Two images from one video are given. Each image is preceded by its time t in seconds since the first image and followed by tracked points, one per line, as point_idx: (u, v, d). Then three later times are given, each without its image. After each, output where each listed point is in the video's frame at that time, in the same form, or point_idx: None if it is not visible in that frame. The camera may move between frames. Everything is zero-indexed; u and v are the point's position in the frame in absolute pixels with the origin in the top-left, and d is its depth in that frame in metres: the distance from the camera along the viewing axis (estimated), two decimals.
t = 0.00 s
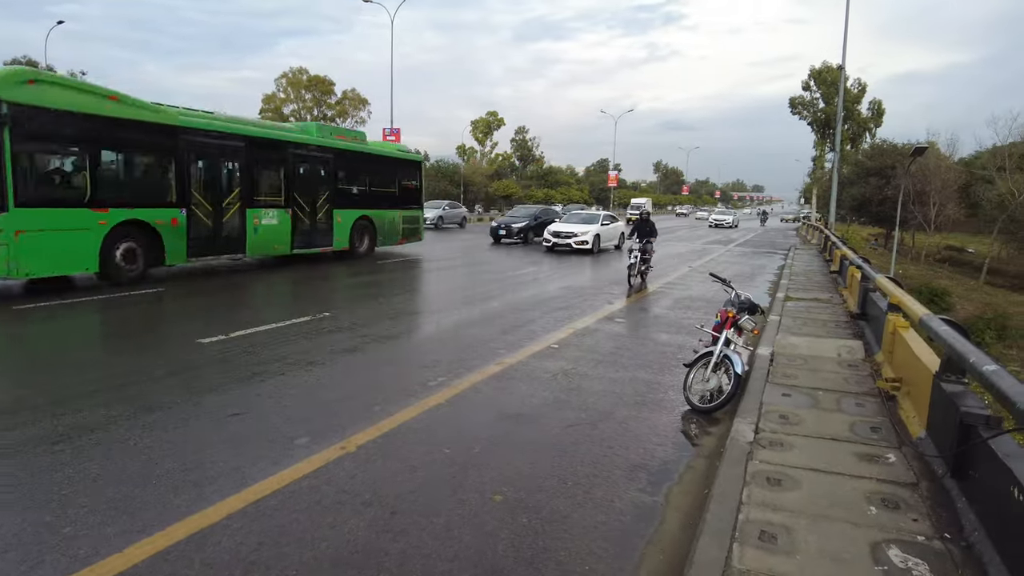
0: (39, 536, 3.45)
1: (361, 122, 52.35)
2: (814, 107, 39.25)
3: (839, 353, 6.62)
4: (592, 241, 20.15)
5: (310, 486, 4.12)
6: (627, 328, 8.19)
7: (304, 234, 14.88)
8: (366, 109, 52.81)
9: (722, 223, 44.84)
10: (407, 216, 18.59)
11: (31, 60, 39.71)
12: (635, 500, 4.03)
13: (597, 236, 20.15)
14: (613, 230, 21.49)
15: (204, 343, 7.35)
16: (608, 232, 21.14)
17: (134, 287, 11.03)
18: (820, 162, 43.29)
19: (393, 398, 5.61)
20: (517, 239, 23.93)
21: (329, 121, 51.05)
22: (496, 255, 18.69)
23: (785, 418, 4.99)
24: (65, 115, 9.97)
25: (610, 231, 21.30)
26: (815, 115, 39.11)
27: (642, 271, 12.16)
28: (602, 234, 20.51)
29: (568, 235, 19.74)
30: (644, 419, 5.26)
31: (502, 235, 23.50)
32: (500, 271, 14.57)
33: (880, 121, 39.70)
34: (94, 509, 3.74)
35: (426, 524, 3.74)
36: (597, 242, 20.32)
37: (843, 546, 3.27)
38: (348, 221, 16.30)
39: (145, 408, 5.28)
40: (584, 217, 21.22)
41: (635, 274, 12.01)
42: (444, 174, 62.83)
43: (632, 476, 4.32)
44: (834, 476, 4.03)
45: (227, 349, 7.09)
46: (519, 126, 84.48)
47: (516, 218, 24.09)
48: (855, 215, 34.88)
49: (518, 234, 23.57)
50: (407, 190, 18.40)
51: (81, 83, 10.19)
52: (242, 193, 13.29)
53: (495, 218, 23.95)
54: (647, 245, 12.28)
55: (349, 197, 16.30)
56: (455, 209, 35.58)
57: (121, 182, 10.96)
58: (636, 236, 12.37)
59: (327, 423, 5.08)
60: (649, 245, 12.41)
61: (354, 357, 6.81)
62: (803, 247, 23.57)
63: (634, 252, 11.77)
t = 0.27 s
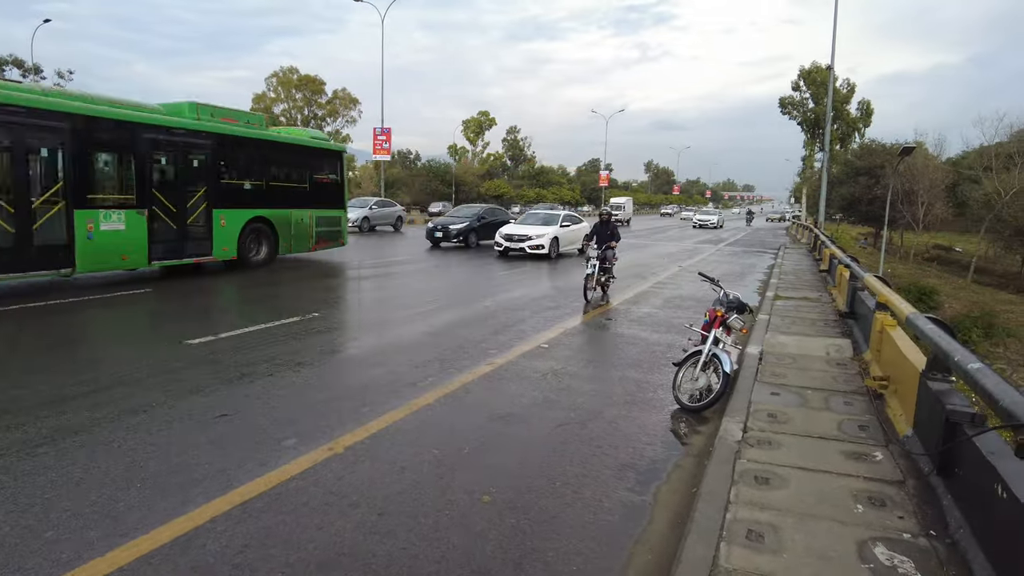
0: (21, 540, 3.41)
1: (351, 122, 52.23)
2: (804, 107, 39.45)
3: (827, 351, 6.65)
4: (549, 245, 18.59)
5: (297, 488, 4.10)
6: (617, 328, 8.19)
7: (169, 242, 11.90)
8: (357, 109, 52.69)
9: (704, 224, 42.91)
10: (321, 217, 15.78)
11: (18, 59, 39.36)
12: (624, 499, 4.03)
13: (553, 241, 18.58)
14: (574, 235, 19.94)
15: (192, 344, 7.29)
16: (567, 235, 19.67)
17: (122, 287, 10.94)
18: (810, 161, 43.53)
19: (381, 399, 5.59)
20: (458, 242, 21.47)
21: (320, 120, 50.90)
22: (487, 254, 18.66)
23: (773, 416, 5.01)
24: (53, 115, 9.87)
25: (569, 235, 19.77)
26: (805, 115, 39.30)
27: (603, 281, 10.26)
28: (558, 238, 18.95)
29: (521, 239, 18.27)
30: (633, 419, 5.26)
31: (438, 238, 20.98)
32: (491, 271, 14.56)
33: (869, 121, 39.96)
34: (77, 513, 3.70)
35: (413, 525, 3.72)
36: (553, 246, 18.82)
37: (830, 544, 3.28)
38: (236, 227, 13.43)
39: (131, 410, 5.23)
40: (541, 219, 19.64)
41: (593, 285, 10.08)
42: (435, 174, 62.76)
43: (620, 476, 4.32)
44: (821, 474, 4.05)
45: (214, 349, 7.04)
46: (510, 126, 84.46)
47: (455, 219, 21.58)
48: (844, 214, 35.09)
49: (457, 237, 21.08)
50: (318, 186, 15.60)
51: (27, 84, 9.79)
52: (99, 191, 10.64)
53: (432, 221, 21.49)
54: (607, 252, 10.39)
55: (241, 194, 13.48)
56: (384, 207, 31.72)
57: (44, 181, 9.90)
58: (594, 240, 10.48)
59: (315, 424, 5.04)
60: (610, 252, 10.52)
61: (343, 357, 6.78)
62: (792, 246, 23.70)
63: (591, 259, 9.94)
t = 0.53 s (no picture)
0: (4, 545, 3.38)
1: (343, 122, 52.10)
2: (795, 108, 39.61)
3: (817, 350, 6.67)
4: (496, 251, 15.90)
5: (284, 490, 4.08)
6: (608, 328, 8.19)
7: None
8: (349, 108, 52.55)
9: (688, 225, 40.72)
10: (200, 219, 12.41)
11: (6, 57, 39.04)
12: (613, 499, 4.03)
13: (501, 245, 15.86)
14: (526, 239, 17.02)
15: (181, 344, 7.24)
16: (519, 242, 16.80)
17: (110, 287, 10.86)
18: (801, 161, 43.72)
19: (371, 399, 5.57)
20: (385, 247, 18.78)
21: (311, 120, 50.75)
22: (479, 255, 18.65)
23: (763, 415, 5.02)
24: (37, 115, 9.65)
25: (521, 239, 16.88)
26: (795, 115, 39.47)
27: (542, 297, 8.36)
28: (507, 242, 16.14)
29: (462, 243, 15.54)
30: (622, 418, 5.27)
31: (358, 241, 18.22)
32: (483, 270, 14.56)
33: (859, 121, 40.16)
34: (62, 516, 3.66)
35: (401, 526, 3.71)
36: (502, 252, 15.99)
37: (817, 543, 3.28)
38: (65, 234, 10.16)
39: (118, 412, 5.18)
40: (489, 223, 16.85)
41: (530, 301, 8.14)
42: (427, 174, 62.70)
43: (610, 475, 4.33)
44: (809, 473, 4.06)
45: (203, 350, 6.99)
46: (502, 126, 84.39)
47: (379, 220, 18.75)
48: (835, 214, 35.26)
49: (380, 241, 18.29)
50: (202, 182, 12.45)
51: (12, 71, 9.43)
52: None
53: (355, 222, 18.72)
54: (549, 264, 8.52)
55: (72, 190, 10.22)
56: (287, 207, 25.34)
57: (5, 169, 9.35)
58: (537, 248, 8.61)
59: (304, 425, 5.03)
60: (557, 263, 8.67)
61: (334, 358, 6.75)
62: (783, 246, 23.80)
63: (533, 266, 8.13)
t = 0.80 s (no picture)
0: None
1: (335, 122, 52.03)
2: (786, 108, 39.81)
3: (807, 350, 6.70)
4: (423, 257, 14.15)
5: (273, 491, 4.06)
6: (599, 327, 8.21)
7: None
8: (341, 108, 52.43)
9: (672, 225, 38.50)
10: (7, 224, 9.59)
11: None
12: (602, 499, 4.03)
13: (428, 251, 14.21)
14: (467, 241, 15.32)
15: (170, 345, 7.20)
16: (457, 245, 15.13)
17: (99, 287, 10.79)
18: (792, 161, 43.95)
19: (361, 400, 5.56)
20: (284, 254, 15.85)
21: (303, 120, 50.63)
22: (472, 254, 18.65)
23: (752, 414, 5.04)
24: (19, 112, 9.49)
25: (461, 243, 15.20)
26: (786, 115, 39.66)
27: (448, 328, 6.44)
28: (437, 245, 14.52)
29: (385, 250, 13.81)
30: (612, 418, 5.27)
31: (249, 246, 15.42)
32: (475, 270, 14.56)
33: (850, 122, 40.40)
34: (47, 519, 3.63)
35: (390, 527, 3.70)
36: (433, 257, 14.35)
37: (804, 541, 3.30)
38: None
39: (106, 413, 5.15)
40: (420, 226, 14.95)
41: (428, 330, 6.18)
42: (420, 174, 62.65)
43: (600, 475, 4.33)
44: (798, 471, 4.07)
45: (192, 351, 6.95)
46: (495, 126, 84.30)
47: (277, 221, 15.91)
48: (826, 214, 35.46)
49: (274, 246, 15.47)
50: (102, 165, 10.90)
51: None
52: None
53: (250, 223, 15.92)
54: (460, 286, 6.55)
55: None
56: (146, 207, 20.04)
57: None
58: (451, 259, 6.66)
59: (295, 426, 5.01)
60: (473, 282, 6.69)
61: (324, 359, 6.73)
62: (774, 246, 23.90)
63: (434, 285, 6.21)
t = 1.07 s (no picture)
0: None
1: (327, 122, 51.95)
2: (777, 108, 40.00)
3: (797, 348, 6.74)
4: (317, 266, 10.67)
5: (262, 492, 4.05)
6: (590, 327, 8.22)
7: None
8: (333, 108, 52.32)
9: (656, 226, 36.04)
10: None
11: None
12: (591, 498, 4.04)
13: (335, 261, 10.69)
14: (397, 249, 12.11)
15: (160, 346, 7.17)
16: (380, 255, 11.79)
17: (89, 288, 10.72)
18: (783, 161, 44.15)
19: (352, 401, 5.55)
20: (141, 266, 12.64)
21: (295, 120, 50.53)
22: (464, 254, 18.66)
23: (741, 413, 5.06)
24: None
25: (385, 251, 11.89)
26: (778, 115, 39.85)
27: (253, 398, 4.38)
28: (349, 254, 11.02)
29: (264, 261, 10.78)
30: (603, 417, 5.28)
31: (96, 256, 12.27)
32: (468, 270, 14.55)
33: (840, 122, 40.63)
34: (33, 522, 3.61)
35: (380, 527, 3.70)
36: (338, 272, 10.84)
37: (791, 539, 3.32)
38: None
39: (93, 415, 5.12)
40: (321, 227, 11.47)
41: (210, 410, 4.18)
42: (413, 174, 62.60)
43: (590, 474, 4.34)
44: (786, 470, 4.09)
45: (181, 352, 6.91)
46: (487, 125, 84.25)
47: (136, 224, 12.68)
48: (817, 213, 35.64)
49: (126, 256, 12.21)
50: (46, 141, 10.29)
51: None
52: None
53: (102, 226, 12.72)
54: (275, 331, 4.46)
55: None
56: None
57: None
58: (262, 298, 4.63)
59: (285, 427, 5.00)
60: (299, 319, 4.58)
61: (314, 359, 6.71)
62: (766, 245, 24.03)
63: (212, 337, 4.17)
